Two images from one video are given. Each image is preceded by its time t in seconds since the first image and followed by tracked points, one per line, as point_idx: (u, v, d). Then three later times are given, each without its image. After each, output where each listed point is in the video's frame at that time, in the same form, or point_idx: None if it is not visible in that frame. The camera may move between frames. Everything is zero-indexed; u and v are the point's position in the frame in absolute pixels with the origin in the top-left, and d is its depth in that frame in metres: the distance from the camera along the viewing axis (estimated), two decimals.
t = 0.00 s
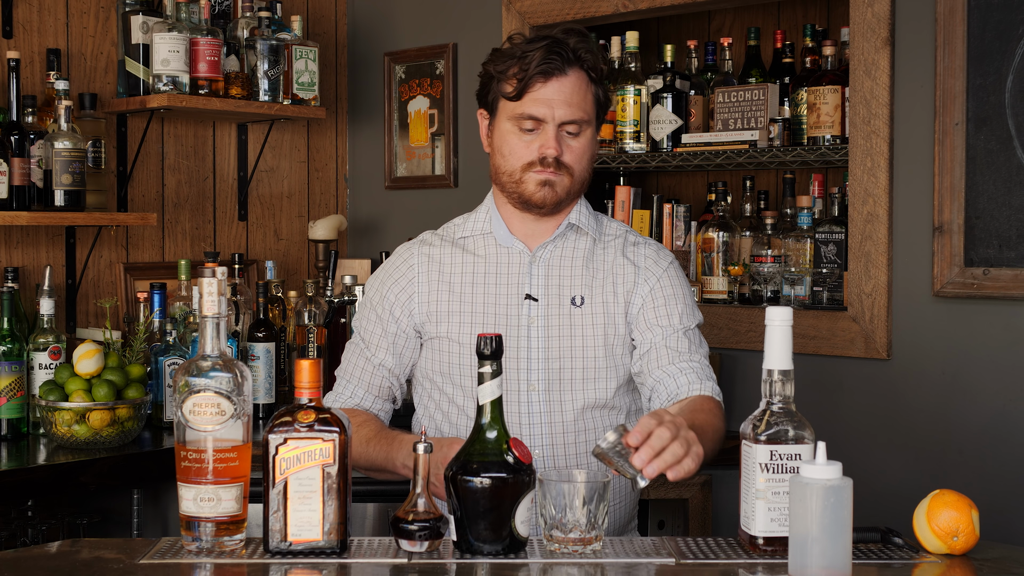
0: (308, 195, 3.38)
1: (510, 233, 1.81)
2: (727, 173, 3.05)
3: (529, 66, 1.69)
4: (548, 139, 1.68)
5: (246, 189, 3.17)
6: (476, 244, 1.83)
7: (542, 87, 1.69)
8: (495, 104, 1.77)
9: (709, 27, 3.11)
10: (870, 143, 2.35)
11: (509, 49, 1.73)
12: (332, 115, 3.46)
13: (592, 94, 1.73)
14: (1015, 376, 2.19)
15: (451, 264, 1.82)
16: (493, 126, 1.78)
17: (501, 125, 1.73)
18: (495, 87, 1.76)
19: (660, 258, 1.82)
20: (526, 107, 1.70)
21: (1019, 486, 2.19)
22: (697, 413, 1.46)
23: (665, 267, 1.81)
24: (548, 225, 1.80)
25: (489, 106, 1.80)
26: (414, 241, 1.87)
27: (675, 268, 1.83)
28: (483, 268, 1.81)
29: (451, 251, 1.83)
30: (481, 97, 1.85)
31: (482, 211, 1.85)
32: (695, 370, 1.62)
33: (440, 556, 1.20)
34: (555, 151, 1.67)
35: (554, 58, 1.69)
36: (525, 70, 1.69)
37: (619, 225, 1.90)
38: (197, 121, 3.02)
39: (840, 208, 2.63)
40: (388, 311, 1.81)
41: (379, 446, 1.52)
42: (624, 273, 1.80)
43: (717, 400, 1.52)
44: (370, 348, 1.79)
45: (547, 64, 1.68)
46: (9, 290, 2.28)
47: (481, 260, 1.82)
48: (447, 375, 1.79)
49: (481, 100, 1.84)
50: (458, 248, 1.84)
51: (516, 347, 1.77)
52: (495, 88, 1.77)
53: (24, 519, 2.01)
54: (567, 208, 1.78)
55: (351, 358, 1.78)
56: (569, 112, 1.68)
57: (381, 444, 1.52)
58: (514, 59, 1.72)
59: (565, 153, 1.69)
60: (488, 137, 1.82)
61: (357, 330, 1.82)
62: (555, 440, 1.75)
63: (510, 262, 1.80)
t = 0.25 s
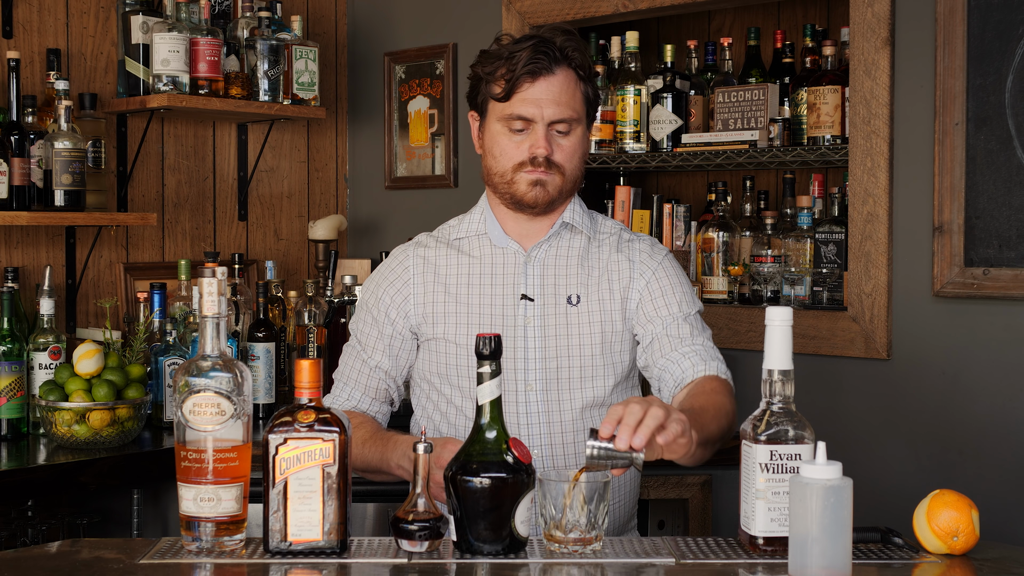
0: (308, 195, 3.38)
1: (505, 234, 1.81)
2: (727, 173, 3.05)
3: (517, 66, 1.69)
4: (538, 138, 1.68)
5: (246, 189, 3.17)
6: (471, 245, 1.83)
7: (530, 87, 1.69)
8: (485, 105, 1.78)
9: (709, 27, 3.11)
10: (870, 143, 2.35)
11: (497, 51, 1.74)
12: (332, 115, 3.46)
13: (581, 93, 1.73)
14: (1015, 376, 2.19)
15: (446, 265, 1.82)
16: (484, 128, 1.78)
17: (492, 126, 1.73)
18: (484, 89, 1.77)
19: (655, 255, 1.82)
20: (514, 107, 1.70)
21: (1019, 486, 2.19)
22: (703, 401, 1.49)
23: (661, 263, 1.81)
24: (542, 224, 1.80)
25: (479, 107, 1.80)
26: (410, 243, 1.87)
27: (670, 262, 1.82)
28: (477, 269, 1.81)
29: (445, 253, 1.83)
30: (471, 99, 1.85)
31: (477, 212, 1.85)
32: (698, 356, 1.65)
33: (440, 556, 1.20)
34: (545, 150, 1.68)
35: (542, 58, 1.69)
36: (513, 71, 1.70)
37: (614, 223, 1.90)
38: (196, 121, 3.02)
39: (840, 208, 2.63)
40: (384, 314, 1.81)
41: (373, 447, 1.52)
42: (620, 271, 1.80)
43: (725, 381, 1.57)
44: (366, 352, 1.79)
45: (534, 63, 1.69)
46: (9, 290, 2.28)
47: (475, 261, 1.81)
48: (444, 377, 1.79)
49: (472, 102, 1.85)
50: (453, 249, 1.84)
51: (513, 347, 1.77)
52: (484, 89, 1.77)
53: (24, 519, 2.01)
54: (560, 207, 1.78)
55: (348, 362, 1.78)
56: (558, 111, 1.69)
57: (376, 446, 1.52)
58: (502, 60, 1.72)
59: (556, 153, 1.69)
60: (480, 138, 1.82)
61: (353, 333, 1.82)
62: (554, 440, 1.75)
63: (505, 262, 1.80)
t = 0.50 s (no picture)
0: (308, 195, 3.38)
1: (502, 233, 1.81)
2: (727, 173, 3.05)
3: (512, 65, 1.69)
4: (534, 137, 1.68)
5: (246, 189, 3.17)
6: (468, 246, 1.83)
7: (525, 86, 1.69)
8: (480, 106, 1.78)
9: (709, 27, 3.11)
10: (870, 143, 2.35)
11: (492, 51, 1.74)
12: (332, 115, 3.46)
13: (577, 92, 1.73)
14: (1016, 376, 2.19)
15: (444, 266, 1.82)
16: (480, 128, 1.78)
17: (487, 126, 1.74)
18: (479, 88, 1.77)
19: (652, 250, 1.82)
20: (510, 107, 1.70)
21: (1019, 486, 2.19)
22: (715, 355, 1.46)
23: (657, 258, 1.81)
24: (539, 224, 1.80)
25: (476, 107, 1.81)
26: (407, 245, 1.87)
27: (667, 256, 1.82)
28: (475, 269, 1.81)
29: (443, 254, 1.83)
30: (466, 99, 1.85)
31: (474, 212, 1.85)
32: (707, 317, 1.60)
33: (440, 556, 1.20)
34: (541, 149, 1.68)
35: (537, 57, 1.69)
36: (508, 70, 1.69)
37: (610, 221, 1.90)
38: (196, 121, 3.01)
39: (840, 208, 2.63)
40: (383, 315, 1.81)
41: (368, 445, 1.52)
42: (617, 268, 1.80)
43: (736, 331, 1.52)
44: (364, 353, 1.79)
45: (529, 62, 1.69)
46: (9, 290, 2.28)
47: (473, 262, 1.81)
48: (443, 377, 1.79)
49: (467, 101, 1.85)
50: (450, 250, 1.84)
51: (512, 346, 1.77)
52: (479, 89, 1.77)
53: (24, 519, 2.01)
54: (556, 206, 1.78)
55: (347, 364, 1.78)
56: (554, 110, 1.69)
57: (370, 443, 1.52)
58: (497, 60, 1.72)
59: (552, 151, 1.69)
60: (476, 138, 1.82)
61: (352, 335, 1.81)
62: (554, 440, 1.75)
63: (502, 262, 1.80)
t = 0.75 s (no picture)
0: (308, 195, 3.38)
1: (498, 234, 1.81)
2: (727, 173, 3.05)
3: (493, 61, 1.70)
4: (519, 130, 1.68)
5: (246, 189, 3.17)
6: (465, 247, 1.82)
7: (508, 79, 1.69)
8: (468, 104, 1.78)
9: (709, 27, 3.12)
10: (870, 143, 2.35)
11: (476, 50, 1.74)
12: (332, 115, 3.46)
13: (562, 85, 1.73)
14: (1016, 376, 2.19)
15: (443, 267, 1.82)
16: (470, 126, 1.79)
17: (475, 123, 1.74)
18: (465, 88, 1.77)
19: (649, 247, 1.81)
20: (494, 101, 1.70)
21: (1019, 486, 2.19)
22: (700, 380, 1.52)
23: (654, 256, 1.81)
24: (535, 222, 1.80)
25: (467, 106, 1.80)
26: (406, 247, 1.87)
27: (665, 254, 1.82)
28: (474, 269, 1.81)
29: (441, 255, 1.83)
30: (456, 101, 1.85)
31: (470, 213, 1.84)
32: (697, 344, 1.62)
33: (440, 555, 1.20)
34: (526, 141, 1.68)
35: (519, 51, 1.69)
36: (490, 65, 1.70)
37: (606, 219, 1.89)
38: (196, 121, 3.02)
39: (840, 208, 2.63)
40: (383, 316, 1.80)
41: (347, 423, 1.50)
42: (615, 266, 1.80)
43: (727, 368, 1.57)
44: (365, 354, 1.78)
45: (511, 56, 1.69)
46: (9, 290, 2.28)
47: (471, 262, 1.81)
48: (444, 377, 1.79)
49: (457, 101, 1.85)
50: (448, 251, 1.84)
51: (512, 345, 1.77)
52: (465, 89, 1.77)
53: (24, 519, 2.01)
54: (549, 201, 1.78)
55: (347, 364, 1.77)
56: (538, 102, 1.69)
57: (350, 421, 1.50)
58: (480, 57, 1.72)
59: (538, 143, 1.69)
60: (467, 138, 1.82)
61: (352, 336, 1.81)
62: (556, 439, 1.75)
63: (499, 262, 1.80)
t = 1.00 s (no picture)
0: (308, 195, 3.38)
1: (499, 233, 1.81)
2: (727, 173, 3.05)
3: (496, 62, 1.69)
4: (519, 134, 1.68)
5: (246, 189, 3.17)
6: (466, 246, 1.82)
7: (510, 82, 1.69)
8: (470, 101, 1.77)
9: (709, 27, 3.12)
10: (870, 143, 2.35)
11: (481, 49, 1.73)
12: (332, 115, 3.46)
13: (565, 88, 1.73)
14: (1015, 376, 2.19)
15: (445, 264, 1.81)
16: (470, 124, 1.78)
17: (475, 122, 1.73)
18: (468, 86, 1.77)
19: (650, 257, 1.84)
20: (496, 102, 1.70)
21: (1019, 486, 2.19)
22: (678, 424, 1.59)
23: (654, 265, 1.84)
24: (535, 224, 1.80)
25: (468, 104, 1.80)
26: (407, 243, 1.85)
27: (662, 265, 1.86)
28: (476, 267, 1.80)
29: (443, 253, 1.82)
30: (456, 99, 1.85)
31: (469, 212, 1.84)
32: (686, 390, 1.71)
33: (440, 555, 1.20)
34: (525, 146, 1.67)
35: (522, 54, 1.69)
36: (493, 66, 1.69)
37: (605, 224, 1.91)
38: (196, 121, 3.02)
39: (840, 208, 2.63)
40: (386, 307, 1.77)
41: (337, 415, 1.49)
42: (616, 271, 1.81)
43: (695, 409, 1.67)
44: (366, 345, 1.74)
45: (514, 59, 1.68)
46: (9, 290, 2.28)
47: (473, 260, 1.80)
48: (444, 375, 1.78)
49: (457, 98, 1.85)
50: (449, 249, 1.83)
51: (513, 344, 1.77)
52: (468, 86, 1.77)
53: (24, 519, 2.01)
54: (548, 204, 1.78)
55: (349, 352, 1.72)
56: (539, 107, 1.68)
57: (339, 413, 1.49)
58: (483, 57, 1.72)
59: (537, 148, 1.69)
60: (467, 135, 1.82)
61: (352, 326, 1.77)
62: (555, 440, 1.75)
63: (500, 262, 1.80)
